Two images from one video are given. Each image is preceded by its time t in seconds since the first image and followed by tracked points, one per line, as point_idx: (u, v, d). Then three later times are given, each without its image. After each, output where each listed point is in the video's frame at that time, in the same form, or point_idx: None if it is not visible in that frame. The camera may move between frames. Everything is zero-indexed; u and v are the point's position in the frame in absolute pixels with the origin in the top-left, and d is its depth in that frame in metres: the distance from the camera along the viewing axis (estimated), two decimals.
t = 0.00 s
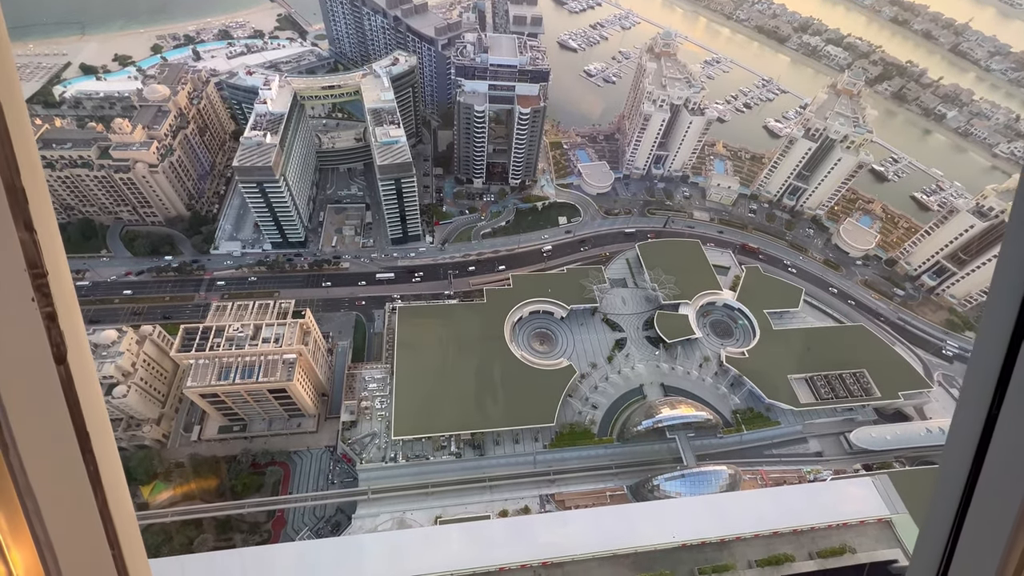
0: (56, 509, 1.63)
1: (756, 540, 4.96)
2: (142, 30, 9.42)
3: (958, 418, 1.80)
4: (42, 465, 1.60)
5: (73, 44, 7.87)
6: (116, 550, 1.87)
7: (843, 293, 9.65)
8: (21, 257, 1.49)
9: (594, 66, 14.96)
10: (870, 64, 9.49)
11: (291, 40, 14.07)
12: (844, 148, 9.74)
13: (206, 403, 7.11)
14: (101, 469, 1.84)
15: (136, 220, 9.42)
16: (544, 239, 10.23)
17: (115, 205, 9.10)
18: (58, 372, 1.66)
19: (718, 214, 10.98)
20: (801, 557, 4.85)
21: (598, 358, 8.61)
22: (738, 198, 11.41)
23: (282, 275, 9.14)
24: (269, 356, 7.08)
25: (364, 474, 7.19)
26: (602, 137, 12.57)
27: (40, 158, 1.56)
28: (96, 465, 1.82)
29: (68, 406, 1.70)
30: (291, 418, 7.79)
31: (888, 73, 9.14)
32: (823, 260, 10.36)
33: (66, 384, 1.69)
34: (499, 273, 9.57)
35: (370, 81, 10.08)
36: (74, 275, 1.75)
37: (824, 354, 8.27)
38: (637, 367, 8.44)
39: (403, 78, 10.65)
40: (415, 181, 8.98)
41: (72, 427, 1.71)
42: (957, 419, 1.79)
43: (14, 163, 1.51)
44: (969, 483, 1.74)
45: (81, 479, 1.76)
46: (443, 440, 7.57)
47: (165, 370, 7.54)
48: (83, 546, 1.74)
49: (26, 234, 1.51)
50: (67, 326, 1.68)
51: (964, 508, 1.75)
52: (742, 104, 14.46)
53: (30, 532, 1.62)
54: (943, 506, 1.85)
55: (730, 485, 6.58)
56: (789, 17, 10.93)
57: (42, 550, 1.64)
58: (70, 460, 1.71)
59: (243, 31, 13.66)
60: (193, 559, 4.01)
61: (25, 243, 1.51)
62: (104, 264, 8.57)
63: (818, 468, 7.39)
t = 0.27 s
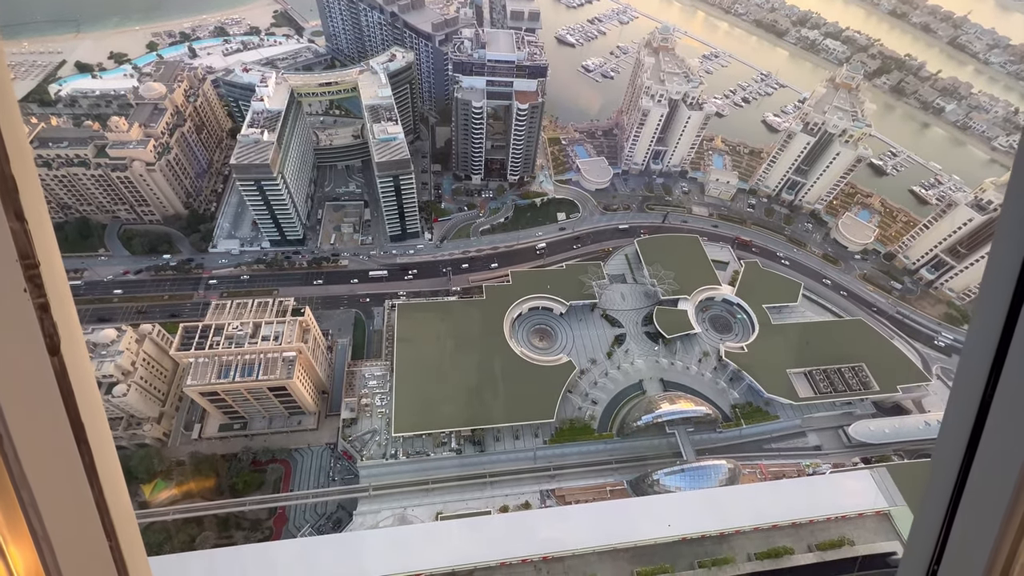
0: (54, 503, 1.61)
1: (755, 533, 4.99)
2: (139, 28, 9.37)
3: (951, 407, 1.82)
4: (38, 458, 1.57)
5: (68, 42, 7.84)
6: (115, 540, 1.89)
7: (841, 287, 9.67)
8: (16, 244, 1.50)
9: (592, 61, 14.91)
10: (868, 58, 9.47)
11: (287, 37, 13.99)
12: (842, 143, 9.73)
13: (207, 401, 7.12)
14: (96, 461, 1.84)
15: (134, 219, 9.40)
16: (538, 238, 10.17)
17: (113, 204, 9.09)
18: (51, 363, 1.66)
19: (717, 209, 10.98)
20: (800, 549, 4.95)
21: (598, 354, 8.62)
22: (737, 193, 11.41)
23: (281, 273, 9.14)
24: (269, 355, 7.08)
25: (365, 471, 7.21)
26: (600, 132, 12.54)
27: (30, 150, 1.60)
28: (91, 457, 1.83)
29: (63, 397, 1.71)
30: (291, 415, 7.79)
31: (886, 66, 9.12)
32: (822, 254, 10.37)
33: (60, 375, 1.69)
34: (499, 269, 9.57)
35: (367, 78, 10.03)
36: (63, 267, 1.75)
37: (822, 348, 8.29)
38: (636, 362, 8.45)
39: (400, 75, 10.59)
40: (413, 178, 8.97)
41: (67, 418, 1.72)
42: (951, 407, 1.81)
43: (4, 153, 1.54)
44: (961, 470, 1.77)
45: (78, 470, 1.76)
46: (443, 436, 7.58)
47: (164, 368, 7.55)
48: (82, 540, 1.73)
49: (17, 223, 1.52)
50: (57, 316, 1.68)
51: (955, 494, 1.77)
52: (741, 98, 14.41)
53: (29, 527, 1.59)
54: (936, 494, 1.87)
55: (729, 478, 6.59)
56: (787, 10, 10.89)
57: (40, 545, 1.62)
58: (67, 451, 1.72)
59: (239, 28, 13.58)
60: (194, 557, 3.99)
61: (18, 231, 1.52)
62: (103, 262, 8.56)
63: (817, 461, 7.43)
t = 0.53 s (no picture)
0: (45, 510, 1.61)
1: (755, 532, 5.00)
2: (134, 31, 9.34)
3: (950, 400, 1.83)
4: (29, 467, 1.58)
5: (63, 45, 7.82)
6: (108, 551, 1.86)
7: (839, 285, 9.69)
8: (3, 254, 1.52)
9: (589, 61, 14.90)
10: (864, 56, 9.49)
11: (283, 38, 13.97)
12: (839, 141, 9.76)
13: (205, 405, 7.09)
14: (90, 472, 1.84)
15: (131, 222, 9.37)
16: (531, 238, 10.13)
17: (110, 207, 9.07)
18: (43, 373, 1.67)
19: (714, 208, 10.99)
20: (800, 547, 4.90)
21: (597, 354, 8.61)
22: (734, 192, 11.42)
23: (279, 276, 9.12)
24: (267, 357, 7.06)
25: (364, 473, 7.20)
26: (597, 132, 12.54)
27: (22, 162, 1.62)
28: (85, 467, 1.82)
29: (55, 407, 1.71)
30: (290, 418, 7.78)
31: (882, 65, 9.13)
32: (819, 252, 10.39)
33: (53, 386, 1.71)
34: (497, 270, 9.56)
35: (364, 79, 10.01)
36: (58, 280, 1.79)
37: (821, 346, 8.30)
38: (635, 361, 8.46)
39: (397, 76, 10.57)
40: (410, 179, 8.95)
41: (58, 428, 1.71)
42: (950, 402, 1.82)
43: None
44: (959, 464, 1.78)
45: (71, 480, 1.76)
46: (443, 437, 7.58)
47: (163, 371, 7.53)
48: (72, 551, 1.71)
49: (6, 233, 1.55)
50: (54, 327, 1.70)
51: (953, 486, 1.79)
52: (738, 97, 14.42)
53: (19, 535, 1.59)
54: (933, 488, 1.88)
55: (729, 477, 6.59)
56: (782, 9, 10.91)
57: (31, 554, 1.61)
58: (56, 461, 1.71)
59: (235, 30, 13.54)
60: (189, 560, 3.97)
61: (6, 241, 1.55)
62: (99, 266, 8.56)
63: (816, 459, 7.44)
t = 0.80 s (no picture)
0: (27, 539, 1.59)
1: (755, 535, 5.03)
2: (131, 38, 9.34)
3: (948, 401, 1.84)
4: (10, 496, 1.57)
5: (59, 53, 7.81)
6: None
7: (835, 287, 9.73)
8: None
9: (584, 66, 14.97)
10: (857, 60, 9.57)
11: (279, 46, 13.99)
12: (833, 144, 9.82)
13: (202, 412, 7.06)
14: (75, 499, 1.82)
15: (127, 230, 9.31)
16: (528, 243, 10.16)
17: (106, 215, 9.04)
18: (26, 402, 1.67)
19: (710, 211, 11.03)
20: (800, 551, 5.09)
21: (595, 358, 8.62)
22: (730, 195, 11.47)
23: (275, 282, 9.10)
24: (264, 364, 7.04)
25: (362, 479, 7.18)
26: (594, 137, 12.58)
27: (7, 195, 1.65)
28: (69, 495, 1.81)
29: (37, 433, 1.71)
30: (288, 424, 7.75)
31: (874, 68, 9.20)
32: (815, 254, 10.44)
33: (35, 415, 1.70)
34: (495, 274, 9.57)
35: (360, 85, 10.03)
36: (43, 308, 1.80)
37: (818, 348, 8.34)
38: (634, 365, 8.47)
39: (393, 82, 10.60)
40: (407, 185, 8.96)
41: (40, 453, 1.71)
42: (948, 407, 1.83)
43: None
44: (958, 466, 1.79)
45: (54, 508, 1.74)
46: (441, 443, 7.57)
47: (159, 380, 7.48)
48: None
49: None
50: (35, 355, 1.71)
51: (954, 489, 1.80)
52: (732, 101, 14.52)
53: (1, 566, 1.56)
54: (934, 490, 1.89)
55: (728, 480, 6.59)
56: (775, 14, 11.00)
57: None
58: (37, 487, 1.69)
59: (231, 37, 13.55)
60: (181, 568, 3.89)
61: None
62: (95, 274, 8.49)
63: (815, 461, 7.43)
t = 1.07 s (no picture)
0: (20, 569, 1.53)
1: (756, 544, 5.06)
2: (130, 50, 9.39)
3: (950, 406, 1.83)
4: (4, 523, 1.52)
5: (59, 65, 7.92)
6: None
7: (833, 292, 9.73)
8: None
9: (581, 74, 15.06)
10: (851, 67, 9.64)
11: (278, 57, 14.11)
12: (829, 150, 9.89)
13: (200, 423, 7.02)
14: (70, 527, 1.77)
15: (125, 239, 9.29)
16: (527, 250, 10.20)
17: (104, 225, 9.03)
18: (21, 427, 1.63)
19: (708, 217, 11.06)
20: (802, 558, 5.08)
21: (595, 364, 8.60)
22: (727, 201, 11.50)
23: (274, 291, 9.10)
24: (262, 373, 7.01)
25: (361, 489, 7.13)
26: (591, 144, 12.64)
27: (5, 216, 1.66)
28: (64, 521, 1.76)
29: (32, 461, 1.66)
30: (286, 434, 7.73)
31: (868, 74, 9.36)
32: (813, 260, 10.46)
33: (30, 440, 1.66)
34: (493, 282, 9.57)
35: (359, 95, 10.10)
36: (38, 333, 1.79)
37: (817, 353, 8.32)
38: (633, 371, 8.44)
39: (392, 91, 10.65)
40: (405, 193, 8.97)
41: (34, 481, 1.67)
42: (950, 422, 1.80)
43: None
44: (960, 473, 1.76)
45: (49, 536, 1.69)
46: (441, 452, 7.52)
47: (157, 390, 7.45)
48: None
49: None
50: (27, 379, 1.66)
51: (954, 499, 1.77)
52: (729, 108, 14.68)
53: None
54: (936, 497, 1.87)
55: (730, 487, 6.55)
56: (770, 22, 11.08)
57: None
58: (32, 517, 1.65)
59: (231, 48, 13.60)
60: None
61: None
62: (93, 284, 8.41)
63: (817, 467, 7.39)
